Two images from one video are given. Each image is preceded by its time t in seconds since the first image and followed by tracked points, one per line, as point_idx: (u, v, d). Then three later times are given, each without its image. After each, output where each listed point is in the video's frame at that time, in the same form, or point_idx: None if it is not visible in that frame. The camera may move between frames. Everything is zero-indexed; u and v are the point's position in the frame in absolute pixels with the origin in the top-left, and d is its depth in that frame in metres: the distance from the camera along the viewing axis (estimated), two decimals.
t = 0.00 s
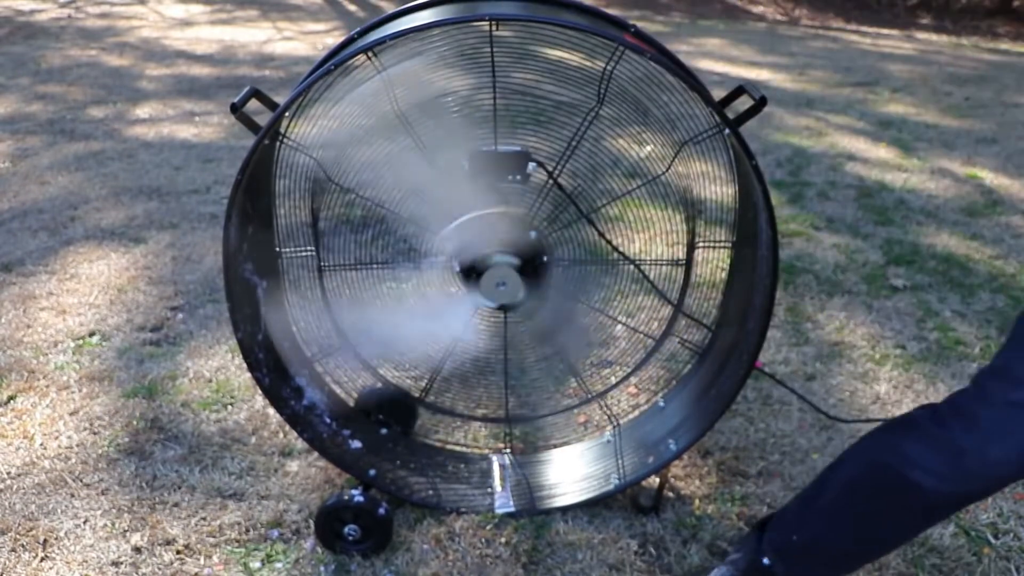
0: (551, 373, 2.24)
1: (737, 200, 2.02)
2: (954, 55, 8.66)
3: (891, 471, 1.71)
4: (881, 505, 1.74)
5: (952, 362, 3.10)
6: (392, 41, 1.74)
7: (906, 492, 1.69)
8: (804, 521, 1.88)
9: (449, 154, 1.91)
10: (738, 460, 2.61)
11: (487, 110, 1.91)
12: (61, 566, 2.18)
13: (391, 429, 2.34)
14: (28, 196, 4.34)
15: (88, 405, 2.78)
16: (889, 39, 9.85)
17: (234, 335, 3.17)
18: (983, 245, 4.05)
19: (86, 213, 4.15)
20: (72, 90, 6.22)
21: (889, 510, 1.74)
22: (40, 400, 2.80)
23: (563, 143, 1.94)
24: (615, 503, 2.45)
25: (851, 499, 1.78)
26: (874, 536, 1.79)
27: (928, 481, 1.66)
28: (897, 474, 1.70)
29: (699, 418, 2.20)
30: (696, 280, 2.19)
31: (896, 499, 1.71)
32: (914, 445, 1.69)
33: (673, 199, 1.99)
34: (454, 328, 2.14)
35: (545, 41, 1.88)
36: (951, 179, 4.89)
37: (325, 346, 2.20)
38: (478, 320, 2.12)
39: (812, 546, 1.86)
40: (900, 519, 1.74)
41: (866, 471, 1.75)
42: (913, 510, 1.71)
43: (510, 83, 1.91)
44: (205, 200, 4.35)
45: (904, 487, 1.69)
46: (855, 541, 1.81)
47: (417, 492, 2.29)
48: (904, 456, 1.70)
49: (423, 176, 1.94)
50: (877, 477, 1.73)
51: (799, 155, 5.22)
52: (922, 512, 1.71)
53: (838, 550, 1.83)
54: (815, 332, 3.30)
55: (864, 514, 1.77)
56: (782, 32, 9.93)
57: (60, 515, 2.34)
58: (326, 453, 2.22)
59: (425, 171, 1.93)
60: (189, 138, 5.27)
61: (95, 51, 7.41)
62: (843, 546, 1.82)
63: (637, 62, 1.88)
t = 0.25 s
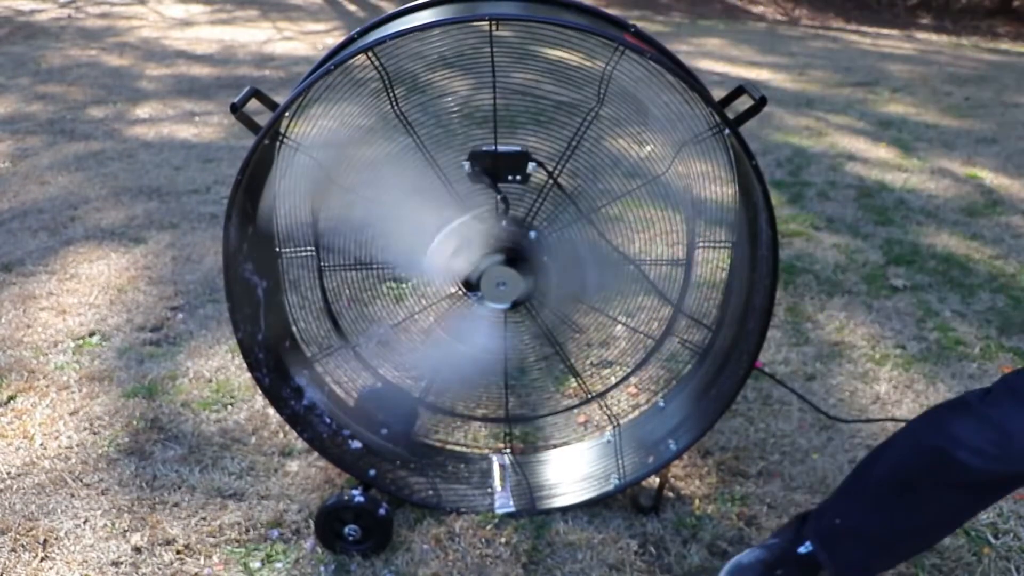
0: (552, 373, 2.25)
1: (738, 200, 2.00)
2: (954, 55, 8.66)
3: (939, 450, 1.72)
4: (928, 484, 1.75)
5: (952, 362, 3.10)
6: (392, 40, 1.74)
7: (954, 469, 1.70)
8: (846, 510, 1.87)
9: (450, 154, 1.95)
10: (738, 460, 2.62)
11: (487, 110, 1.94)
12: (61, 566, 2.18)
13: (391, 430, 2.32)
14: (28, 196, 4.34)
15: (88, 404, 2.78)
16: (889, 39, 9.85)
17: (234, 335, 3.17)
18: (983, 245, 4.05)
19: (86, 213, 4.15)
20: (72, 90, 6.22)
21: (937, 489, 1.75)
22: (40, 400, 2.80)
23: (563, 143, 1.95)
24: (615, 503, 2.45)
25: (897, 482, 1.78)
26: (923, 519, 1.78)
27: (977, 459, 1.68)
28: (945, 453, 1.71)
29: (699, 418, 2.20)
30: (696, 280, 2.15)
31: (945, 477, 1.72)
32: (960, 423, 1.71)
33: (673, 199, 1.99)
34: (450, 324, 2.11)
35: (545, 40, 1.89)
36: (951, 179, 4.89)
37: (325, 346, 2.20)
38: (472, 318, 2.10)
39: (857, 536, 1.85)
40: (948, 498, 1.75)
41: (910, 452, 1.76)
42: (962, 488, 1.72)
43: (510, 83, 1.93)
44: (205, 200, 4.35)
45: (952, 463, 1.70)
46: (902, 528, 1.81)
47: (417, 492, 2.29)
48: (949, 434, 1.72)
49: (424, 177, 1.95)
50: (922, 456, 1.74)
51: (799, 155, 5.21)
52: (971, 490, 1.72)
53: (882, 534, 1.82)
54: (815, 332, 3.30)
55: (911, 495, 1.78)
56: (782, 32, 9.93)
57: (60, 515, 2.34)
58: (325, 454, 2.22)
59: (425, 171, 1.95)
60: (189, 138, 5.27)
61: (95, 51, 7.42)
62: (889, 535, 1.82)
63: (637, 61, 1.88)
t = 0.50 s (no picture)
0: (551, 373, 2.24)
1: (738, 199, 1.99)
2: (954, 55, 8.66)
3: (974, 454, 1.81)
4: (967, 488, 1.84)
5: (952, 362, 3.10)
6: (392, 41, 1.75)
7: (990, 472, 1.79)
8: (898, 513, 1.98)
9: (451, 154, 1.97)
10: (738, 460, 2.62)
11: (487, 110, 1.94)
12: (61, 566, 2.18)
13: (391, 430, 2.32)
14: (28, 196, 4.34)
15: (88, 404, 2.78)
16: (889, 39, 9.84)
17: (234, 335, 3.17)
18: (983, 245, 4.05)
19: (86, 213, 4.15)
20: (72, 90, 6.22)
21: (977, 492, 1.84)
22: (40, 400, 2.80)
23: (562, 143, 1.93)
24: (615, 503, 2.45)
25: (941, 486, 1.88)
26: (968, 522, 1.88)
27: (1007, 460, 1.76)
28: (980, 457, 1.80)
29: (699, 419, 2.20)
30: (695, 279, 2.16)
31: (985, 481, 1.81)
32: (992, 426, 1.80)
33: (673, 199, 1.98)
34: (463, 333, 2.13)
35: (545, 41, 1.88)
36: (951, 179, 4.89)
37: (325, 346, 2.20)
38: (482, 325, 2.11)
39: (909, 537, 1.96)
40: (989, 500, 1.84)
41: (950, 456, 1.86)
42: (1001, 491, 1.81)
43: (509, 83, 1.92)
44: (205, 200, 4.35)
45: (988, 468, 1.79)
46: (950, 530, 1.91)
47: (417, 492, 2.29)
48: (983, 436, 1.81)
49: (424, 176, 1.98)
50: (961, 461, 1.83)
51: (799, 155, 5.21)
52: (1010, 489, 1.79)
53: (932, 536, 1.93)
54: (815, 332, 3.30)
55: (955, 499, 1.87)
56: (782, 32, 9.92)
57: (60, 515, 2.34)
58: (325, 454, 2.22)
59: (425, 171, 1.97)
60: (189, 138, 5.27)
61: (95, 51, 7.41)
62: (943, 534, 1.92)
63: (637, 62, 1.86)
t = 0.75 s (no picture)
0: (551, 373, 2.21)
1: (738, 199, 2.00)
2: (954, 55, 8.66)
3: (985, 472, 1.91)
4: (976, 499, 1.94)
5: (952, 362, 3.10)
6: (392, 41, 1.75)
7: (1000, 487, 1.89)
8: (912, 517, 2.10)
9: (451, 154, 1.93)
10: (738, 460, 2.62)
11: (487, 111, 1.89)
12: (61, 566, 2.18)
13: (391, 430, 2.35)
14: (28, 196, 4.34)
15: (88, 404, 2.78)
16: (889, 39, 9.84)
17: (234, 335, 3.16)
18: (983, 245, 4.05)
19: (86, 213, 4.15)
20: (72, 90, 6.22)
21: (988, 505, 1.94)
22: (40, 400, 2.80)
23: (563, 143, 1.92)
24: (615, 503, 2.45)
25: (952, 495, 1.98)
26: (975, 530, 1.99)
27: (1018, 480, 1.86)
28: (991, 475, 1.90)
29: (699, 420, 2.20)
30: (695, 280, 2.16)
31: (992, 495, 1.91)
32: (1003, 445, 1.89)
33: (672, 199, 2.00)
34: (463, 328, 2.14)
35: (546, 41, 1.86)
36: (951, 179, 4.89)
37: (325, 346, 2.20)
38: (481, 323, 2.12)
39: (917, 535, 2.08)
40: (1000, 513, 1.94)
41: (962, 472, 1.95)
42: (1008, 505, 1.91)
43: (511, 83, 1.88)
44: (205, 200, 4.35)
45: (995, 480, 1.89)
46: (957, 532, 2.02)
47: (417, 492, 2.29)
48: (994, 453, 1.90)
49: (424, 176, 1.96)
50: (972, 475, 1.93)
51: (799, 155, 5.21)
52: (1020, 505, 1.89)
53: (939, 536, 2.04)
54: (815, 332, 3.30)
55: (969, 511, 1.97)
56: (782, 32, 9.92)
57: (60, 515, 2.34)
58: (325, 454, 2.23)
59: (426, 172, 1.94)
60: (189, 138, 5.27)
61: (95, 51, 7.41)
62: (958, 540, 2.03)
63: (637, 61, 1.88)
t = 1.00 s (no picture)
0: (552, 373, 2.22)
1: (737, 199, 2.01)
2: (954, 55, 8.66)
3: (966, 468, 1.88)
4: (959, 499, 1.90)
5: (952, 362, 3.10)
6: (392, 41, 1.75)
7: (981, 484, 1.86)
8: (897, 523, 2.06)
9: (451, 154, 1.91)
10: (738, 460, 2.62)
11: (487, 110, 1.92)
12: (61, 566, 2.18)
13: (391, 430, 2.34)
14: (28, 196, 4.34)
15: (88, 404, 2.78)
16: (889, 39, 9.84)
17: (234, 335, 3.16)
18: (983, 245, 4.05)
19: (86, 213, 4.15)
20: (72, 90, 6.22)
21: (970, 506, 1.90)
22: (40, 400, 2.80)
23: (562, 143, 1.95)
24: (615, 503, 2.44)
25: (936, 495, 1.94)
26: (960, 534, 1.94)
27: (997, 472, 1.83)
28: (972, 470, 1.87)
29: (700, 419, 2.20)
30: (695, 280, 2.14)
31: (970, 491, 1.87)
32: (982, 439, 1.87)
33: (672, 199, 2.00)
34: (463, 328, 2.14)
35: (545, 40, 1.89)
36: (951, 179, 4.89)
37: (325, 346, 2.20)
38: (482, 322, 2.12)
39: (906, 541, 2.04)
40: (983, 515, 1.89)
41: (944, 472, 1.93)
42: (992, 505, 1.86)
43: (510, 83, 1.92)
44: (205, 200, 4.35)
45: (975, 475, 1.86)
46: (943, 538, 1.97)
47: (417, 492, 2.29)
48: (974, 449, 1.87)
49: (424, 177, 1.94)
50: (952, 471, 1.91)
51: (799, 155, 5.21)
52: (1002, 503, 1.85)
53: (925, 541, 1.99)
54: (815, 332, 3.30)
55: (951, 512, 1.93)
56: (782, 32, 9.92)
57: (60, 515, 2.34)
58: (325, 454, 2.22)
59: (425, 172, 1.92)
60: (189, 138, 5.27)
61: (95, 51, 7.41)
62: (943, 546, 1.98)
63: (636, 62, 1.89)
